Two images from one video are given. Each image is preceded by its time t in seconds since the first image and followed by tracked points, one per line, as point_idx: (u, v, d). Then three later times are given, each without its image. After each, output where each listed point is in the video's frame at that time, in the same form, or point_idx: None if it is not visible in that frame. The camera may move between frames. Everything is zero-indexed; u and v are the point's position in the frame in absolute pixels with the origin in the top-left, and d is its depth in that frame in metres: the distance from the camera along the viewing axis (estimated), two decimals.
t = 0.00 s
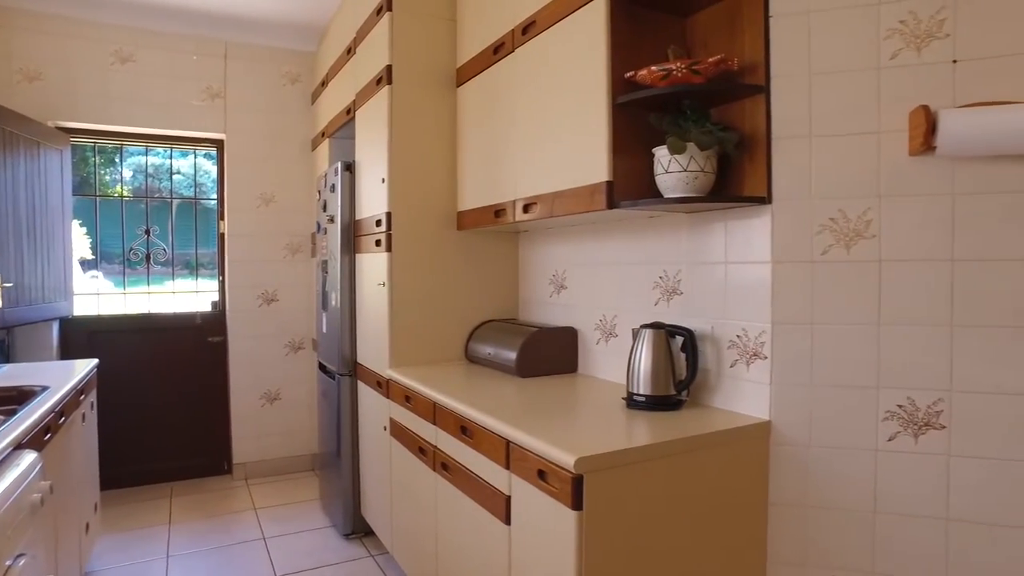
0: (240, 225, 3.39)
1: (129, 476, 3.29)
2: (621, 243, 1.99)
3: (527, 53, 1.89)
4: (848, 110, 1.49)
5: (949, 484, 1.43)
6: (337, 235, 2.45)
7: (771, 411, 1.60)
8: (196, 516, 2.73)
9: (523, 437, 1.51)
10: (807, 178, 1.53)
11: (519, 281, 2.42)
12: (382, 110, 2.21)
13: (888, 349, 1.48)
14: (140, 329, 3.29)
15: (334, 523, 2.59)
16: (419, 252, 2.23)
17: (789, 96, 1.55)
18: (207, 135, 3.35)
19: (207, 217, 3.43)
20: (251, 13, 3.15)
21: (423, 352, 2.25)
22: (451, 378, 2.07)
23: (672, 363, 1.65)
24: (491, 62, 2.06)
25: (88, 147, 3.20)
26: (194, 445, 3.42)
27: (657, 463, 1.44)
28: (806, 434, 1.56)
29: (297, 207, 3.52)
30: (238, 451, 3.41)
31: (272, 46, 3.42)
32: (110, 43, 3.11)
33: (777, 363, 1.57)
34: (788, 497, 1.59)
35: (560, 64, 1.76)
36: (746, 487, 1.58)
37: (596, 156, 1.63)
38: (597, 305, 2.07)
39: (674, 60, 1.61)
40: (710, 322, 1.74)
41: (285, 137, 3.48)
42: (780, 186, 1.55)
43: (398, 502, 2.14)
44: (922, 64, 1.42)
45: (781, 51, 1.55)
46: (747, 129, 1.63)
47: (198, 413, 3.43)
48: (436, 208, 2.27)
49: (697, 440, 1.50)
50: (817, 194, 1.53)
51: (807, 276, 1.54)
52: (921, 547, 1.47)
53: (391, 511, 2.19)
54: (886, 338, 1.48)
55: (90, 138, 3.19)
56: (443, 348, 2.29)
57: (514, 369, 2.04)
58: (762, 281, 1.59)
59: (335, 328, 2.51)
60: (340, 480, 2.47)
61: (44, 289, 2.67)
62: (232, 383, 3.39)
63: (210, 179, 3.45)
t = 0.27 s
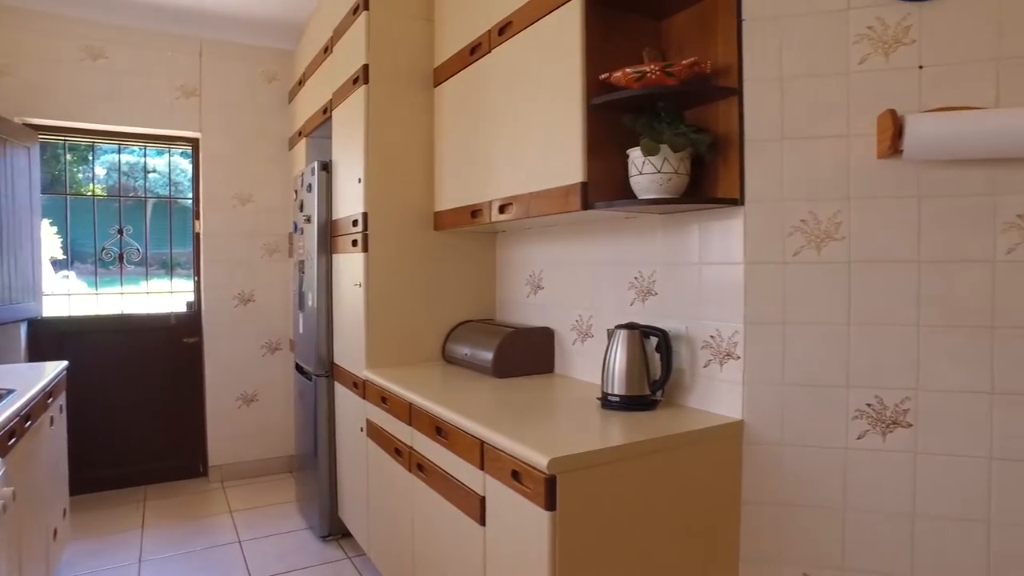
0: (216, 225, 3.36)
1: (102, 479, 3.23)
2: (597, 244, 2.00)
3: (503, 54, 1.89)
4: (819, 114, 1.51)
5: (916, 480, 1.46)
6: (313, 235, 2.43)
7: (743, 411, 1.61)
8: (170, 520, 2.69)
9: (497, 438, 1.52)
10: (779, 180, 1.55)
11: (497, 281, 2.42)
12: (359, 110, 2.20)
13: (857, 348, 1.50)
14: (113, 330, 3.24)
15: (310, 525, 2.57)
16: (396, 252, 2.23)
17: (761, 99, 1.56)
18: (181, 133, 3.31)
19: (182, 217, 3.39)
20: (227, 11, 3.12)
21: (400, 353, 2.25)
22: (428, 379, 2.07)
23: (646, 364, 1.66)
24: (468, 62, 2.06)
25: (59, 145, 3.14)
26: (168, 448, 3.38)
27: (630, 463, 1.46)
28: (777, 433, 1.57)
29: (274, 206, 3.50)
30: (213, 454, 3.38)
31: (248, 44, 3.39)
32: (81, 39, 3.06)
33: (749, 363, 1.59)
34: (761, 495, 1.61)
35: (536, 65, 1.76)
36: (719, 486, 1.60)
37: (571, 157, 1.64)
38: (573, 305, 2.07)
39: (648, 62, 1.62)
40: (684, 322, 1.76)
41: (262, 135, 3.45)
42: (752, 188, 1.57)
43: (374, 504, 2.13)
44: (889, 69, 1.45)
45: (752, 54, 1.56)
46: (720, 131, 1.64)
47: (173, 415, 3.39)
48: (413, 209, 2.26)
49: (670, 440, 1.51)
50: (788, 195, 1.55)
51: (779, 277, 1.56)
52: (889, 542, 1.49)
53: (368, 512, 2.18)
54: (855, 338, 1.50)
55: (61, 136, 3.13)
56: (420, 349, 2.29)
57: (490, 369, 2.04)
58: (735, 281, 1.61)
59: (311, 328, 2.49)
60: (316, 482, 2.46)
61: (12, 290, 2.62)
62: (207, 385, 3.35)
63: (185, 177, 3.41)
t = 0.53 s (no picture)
0: (188, 224, 3.32)
1: (70, 484, 3.17)
2: (571, 244, 2.00)
3: (477, 54, 1.89)
4: (787, 116, 1.53)
5: (881, 476, 1.49)
6: (287, 235, 2.41)
7: (714, 410, 1.63)
8: (141, 524, 2.65)
9: (469, 439, 1.51)
10: (749, 181, 1.56)
11: (472, 281, 2.41)
12: (332, 108, 2.18)
13: (825, 348, 1.52)
14: (81, 331, 3.18)
15: (284, 528, 2.55)
16: (370, 253, 2.22)
17: (731, 101, 1.57)
18: (151, 131, 3.26)
19: (154, 216, 3.33)
20: (199, 7, 3.08)
21: (374, 354, 2.24)
22: (402, 380, 2.06)
23: (619, 364, 1.67)
24: (442, 62, 2.06)
25: (24, 142, 3.07)
26: (139, 451, 3.33)
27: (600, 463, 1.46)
28: (747, 432, 1.59)
29: (247, 205, 3.47)
30: (186, 456, 3.34)
31: (220, 41, 3.36)
32: (47, 33, 2.99)
33: (720, 363, 1.60)
34: (731, 494, 1.62)
35: (509, 65, 1.76)
36: (690, 485, 1.61)
37: (544, 158, 1.64)
38: (547, 305, 2.08)
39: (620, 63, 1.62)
40: (656, 322, 1.76)
41: (235, 134, 3.42)
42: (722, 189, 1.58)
43: (348, 506, 2.11)
44: (855, 73, 1.48)
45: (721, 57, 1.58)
46: (691, 133, 1.65)
47: (143, 418, 3.34)
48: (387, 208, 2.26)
49: (641, 439, 1.52)
50: (758, 196, 1.56)
51: (749, 277, 1.57)
52: (856, 538, 1.52)
53: (342, 514, 2.16)
54: (823, 338, 1.52)
55: (26, 132, 3.05)
56: (394, 349, 2.28)
57: (464, 369, 2.04)
58: (705, 282, 1.62)
59: (285, 329, 2.46)
60: (290, 484, 2.43)
61: None
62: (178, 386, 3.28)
63: (156, 176, 3.35)
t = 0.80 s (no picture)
0: (157, 224, 3.28)
1: (34, 489, 3.11)
2: (543, 245, 2.00)
3: (449, 54, 1.88)
4: (755, 119, 1.55)
5: (846, 474, 1.52)
6: (258, 235, 2.39)
7: (683, 410, 1.64)
8: (108, 530, 2.60)
9: (439, 441, 1.51)
10: (717, 184, 1.58)
11: (445, 281, 2.41)
12: (304, 107, 2.16)
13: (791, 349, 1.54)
14: (45, 332, 3.11)
15: (256, 531, 2.52)
16: (342, 253, 2.20)
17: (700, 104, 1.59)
18: (117, 128, 3.20)
19: (121, 215, 3.28)
20: (168, 4, 3.04)
21: (346, 355, 2.23)
22: (374, 381, 2.05)
23: (589, 365, 1.68)
24: (415, 61, 2.05)
25: None
26: (107, 454, 3.27)
27: (569, 464, 1.47)
28: (716, 431, 1.60)
29: (218, 205, 3.44)
30: (155, 459, 3.30)
31: (190, 38, 3.32)
32: (8, 26, 2.91)
33: (689, 364, 1.61)
34: (700, 493, 1.63)
35: (480, 66, 1.76)
36: (659, 485, 1.62)
37: (515, 159, 1.64)
38: (520, 306, 2.08)
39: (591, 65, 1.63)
40: (627, 323, 1.77)
41: (205, 132, 3.39)
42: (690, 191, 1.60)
43: (320, 508, 2.10)
44: (820, 77, 1.50)
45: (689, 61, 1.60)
46: (661, 135, 1.66)
47: (111, 421, 3.28)
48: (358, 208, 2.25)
49: (611, 440, 1.53)
50: (726, 199, 1.57)
51: (718, 279, 1.58)
52: (821, 535, 1.55)
53: (314, 517, 2.14)
54: (789, 339, 1.54)
55: None
56: (367, 350, 2.27)
57: (436, 370, 2.03)
58: (675, 283, 1.63)
59: (257, 330, 2.44)
60: (262, 487, 2.41)
61: None
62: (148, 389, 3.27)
63: (123, 174, 3.29)
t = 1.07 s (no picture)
0: (128, 224, 3.22)
1: None
2: (516, 246, 2.00)
3: (423, 55, 1.88)
4: (726, 122, 1.56)
5: (815, 473, 1.54)
6: (230, 236, 2.36)
7: (654, 411, 1.64)
8: (76, 536, 2.56)
9: (411, 444, 1.51)
10: (688, 186, 1.59)
11: (420, 283, 2.40)
12: (277, 107, 2.14)
13: (761, 349, 1.56)
14: (10, 334, 3.04)
15: (229, 535, 2.50)
16: (315, 254, 2.19)
17: (671, 107, 1.59)
18: (85, 126, 3.14)
19: (89, 214, 3.22)
20: None
21: (320, 357, 2.21)
22: (347, 383, 2.04)
23: (562, 366, 1.68)
24: (389, 62, 2.04)
25: None
26: (76, 459, 3.21)
27: (542, 465, 1.48)
28: (687, 432, 1.61)
29: (190, 204, 3.40)
30: (126, 464, 3.25)
31: (162, 35, 3.27)
32: None
33: (661, 365, 1.62)
34: (671, 493, 1.64)
35: (454, 67, 1.76)
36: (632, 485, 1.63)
37: (487, 161, 1.64)
38: (494, 307, 2.07)
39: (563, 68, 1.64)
40: (600, 325, 1.77)
41: (177, 131, 3.34)
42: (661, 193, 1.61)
43: (293, 512, 2.08)
44: (789, 82, 1.52)
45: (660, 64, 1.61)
46: (634, 138, 1.67)
47: (79, 424, 3.22)
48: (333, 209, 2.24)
49: (583, 441, 1.54)
50: (698, 201, 1.58)
51: (689, 281, 1.59)
52: (790, 533, 1.57)
53: (287, 521, 2.13)
54: (759, 339, 1.56)
55: None
56: (341, 352, 2.26)
57: (410, 372, 2.03)
58: (646, 285, 1.64)
59: (229, 332, 2.41)
60: (235, 491, 2.39)
61: None
62: (118, 391, 3.21)
63: (90, 172, 3.24)
